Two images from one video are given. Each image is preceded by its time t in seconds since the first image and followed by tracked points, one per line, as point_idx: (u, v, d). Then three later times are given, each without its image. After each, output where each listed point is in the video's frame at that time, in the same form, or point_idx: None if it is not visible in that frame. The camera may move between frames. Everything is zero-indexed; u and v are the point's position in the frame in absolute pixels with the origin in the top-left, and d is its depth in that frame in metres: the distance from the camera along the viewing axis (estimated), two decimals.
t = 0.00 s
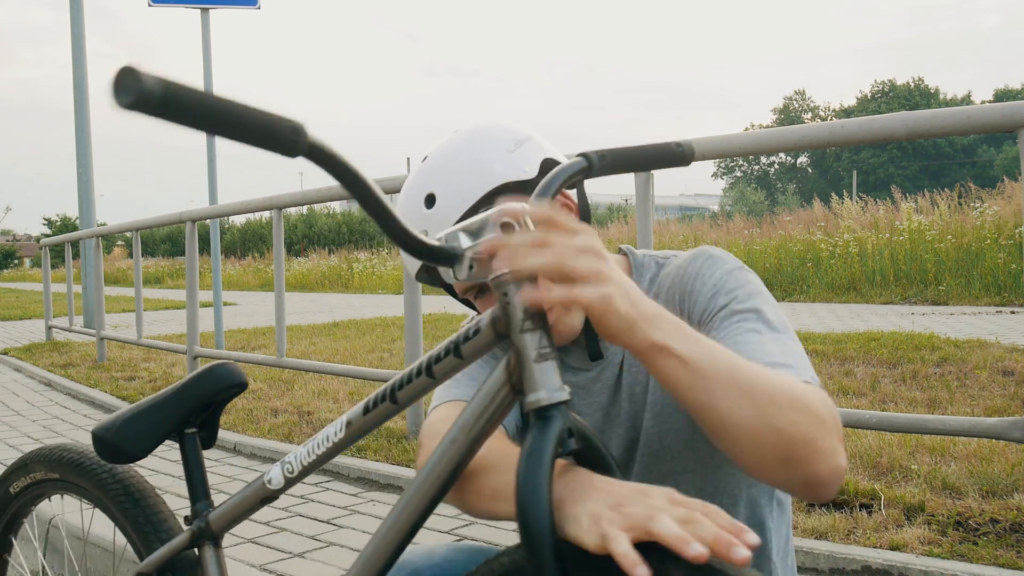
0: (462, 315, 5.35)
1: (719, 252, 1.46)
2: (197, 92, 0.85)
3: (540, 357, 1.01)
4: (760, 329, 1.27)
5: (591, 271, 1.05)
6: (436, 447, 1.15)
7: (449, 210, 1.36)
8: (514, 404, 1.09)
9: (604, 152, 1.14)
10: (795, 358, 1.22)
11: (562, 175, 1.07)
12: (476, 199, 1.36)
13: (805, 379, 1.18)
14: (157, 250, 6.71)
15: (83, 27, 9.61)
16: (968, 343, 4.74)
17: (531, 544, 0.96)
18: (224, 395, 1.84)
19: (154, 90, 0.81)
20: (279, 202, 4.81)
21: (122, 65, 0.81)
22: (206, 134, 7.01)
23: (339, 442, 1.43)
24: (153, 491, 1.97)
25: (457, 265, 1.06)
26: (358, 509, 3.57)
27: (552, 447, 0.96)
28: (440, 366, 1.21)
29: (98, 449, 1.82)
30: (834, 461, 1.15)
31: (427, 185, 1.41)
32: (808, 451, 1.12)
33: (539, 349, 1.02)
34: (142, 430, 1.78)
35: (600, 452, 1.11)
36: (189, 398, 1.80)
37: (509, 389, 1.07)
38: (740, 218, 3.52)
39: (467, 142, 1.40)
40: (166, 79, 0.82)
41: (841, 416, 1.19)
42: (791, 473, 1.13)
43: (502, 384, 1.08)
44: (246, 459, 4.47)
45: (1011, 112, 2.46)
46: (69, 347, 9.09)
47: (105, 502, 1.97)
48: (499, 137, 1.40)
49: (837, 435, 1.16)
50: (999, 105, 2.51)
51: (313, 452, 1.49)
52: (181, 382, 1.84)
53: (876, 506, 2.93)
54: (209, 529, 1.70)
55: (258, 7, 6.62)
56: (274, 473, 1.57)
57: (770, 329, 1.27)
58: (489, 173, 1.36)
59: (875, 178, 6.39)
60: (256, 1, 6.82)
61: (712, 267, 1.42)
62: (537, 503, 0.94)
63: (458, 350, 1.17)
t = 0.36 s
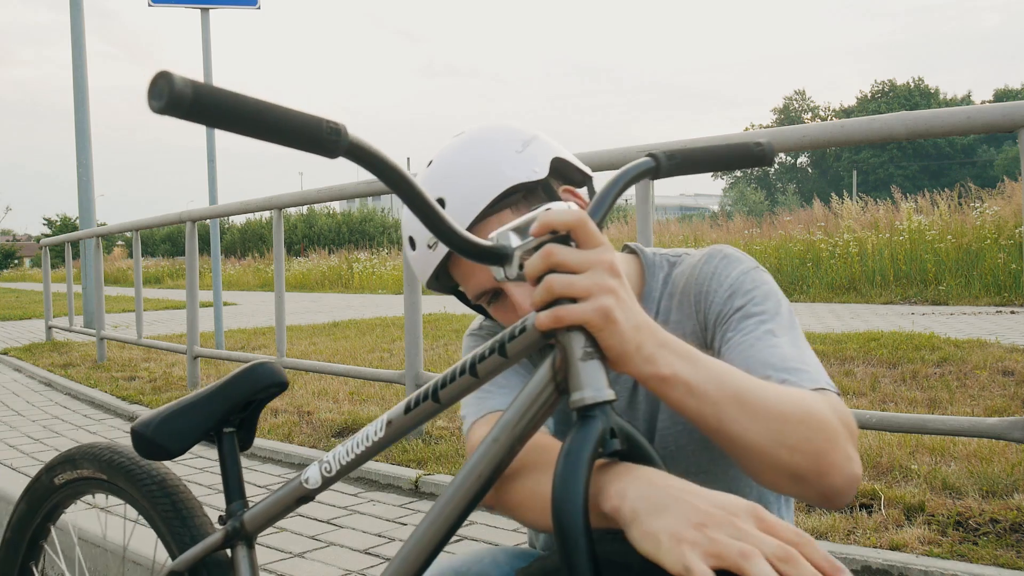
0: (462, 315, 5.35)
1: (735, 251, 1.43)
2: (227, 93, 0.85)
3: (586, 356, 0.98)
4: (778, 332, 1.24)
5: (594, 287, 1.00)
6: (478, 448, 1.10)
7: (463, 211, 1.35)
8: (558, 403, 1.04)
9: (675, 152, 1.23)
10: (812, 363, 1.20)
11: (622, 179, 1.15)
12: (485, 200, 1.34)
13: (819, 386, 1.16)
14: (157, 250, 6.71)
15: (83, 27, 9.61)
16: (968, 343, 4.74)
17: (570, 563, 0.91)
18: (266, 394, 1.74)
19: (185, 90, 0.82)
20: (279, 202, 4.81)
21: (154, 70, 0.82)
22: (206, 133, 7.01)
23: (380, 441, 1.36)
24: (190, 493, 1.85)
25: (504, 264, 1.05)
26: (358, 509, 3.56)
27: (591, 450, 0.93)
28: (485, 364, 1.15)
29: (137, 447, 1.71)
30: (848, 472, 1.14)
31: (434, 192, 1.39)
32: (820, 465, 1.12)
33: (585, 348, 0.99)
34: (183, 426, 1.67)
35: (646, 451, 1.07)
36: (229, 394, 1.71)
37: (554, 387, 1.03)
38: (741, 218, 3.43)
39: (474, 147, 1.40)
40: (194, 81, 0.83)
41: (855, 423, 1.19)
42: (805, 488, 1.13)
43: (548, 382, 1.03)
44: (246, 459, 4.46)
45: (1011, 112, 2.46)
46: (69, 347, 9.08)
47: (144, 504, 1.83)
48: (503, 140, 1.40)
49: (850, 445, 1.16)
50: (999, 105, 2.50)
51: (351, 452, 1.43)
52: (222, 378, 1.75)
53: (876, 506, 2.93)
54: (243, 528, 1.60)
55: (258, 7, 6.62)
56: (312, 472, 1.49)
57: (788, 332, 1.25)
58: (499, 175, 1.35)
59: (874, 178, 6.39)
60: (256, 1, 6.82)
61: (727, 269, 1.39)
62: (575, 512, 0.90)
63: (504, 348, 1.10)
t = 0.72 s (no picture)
0: (462, 315, 5.35)
1: (792, 263, 1.38)
2: (283, 84, 0.83)
3: (650, 359, 0.92)
4: (838, 353, 1.20)
5: (659, 289, 0.96)
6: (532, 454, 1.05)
7: (530, 183, 1.19)
8: (619, 409, 0.98)
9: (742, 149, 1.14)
10: (873, 388, 1.16)
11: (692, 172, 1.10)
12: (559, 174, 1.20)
13: (881, 412, 1.12)
14: (156, 250, 6.71)
15: (82, 27, 9.61)
16: (967, 343, 4.74)
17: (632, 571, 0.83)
18: (307, 397, 1.73)
19: (237, 80, 0.81)
20: (279, 202, 4.80)
21: (210, 60, 0.81)
22: (206, 134, 7.00)
23: (430, 446, 1.30)
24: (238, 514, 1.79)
25: (564, 264, 1.01)
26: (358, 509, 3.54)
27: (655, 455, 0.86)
28: (541, 368, 1.08)
29: (174, 449, 1.71)
30: (906, 504, 1.10)
31: (500, 158, 1.24)
32: (878, 494, 1.07)
33: (649, 352, 0.92)
34: (221, 429, 1.66)
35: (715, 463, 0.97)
36: (270, 397, 1.69)
37: (616, 392, 0.97)
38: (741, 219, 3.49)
39: (544, 114, 1.25)
40: (249, 70, 0.81)
41: (916, 453, 1.14)
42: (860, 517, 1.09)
43: (609, 388, 0.97)
44: (247, 459, 4.45)
45: (1011, 112, 2.45)
46: (69, 347, 9.10)
47: (198, 534, 1.74)
48: (578, 112, 1.26)
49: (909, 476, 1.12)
50: (999, 104, 2.50)
51: (398, 458, 1.38)
52: (263, 380, 1.73)
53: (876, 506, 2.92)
54: (283, 536, 1.58)
55: (257, 7, 6.61)
56: (355, 478, 1.46)
57: (848, 356, 1.21)
58: (576, 148, 1.21)
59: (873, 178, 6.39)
60: (256, 1, 6.81)
61: (787, 280, 1.33)
62: (638, 523, 0.83)
63: (561, 351, 1.04)
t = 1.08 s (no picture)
0: (462, 315, 5.35)
1: (816, 267, 1.37)
2: (269, 89, 0.83)
3: (666, 364, 0.92)
4: (864, 369, 1.20)
5: (676, 294, 0.96)
6: (544, 460, 1.05)
7: (557, 172, 1.19)
8: (633, 415, 0.98)
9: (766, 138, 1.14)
10: (897, 407, 1.16)
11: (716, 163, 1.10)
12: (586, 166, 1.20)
13: (903, 436, 1.11)
14: (157, 250, 6.71)
15: (82, 27, 9.61)
16: (967, 343, 4.74)
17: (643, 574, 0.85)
18: (313, 401, 1.72)
19: (220, 88, 0.81)
20: (279, 202, 4.80)
21: (191, 71, 0.82)
22: (206, 134, 7.01)
23: (438, 452, 1.30)
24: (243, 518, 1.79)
25: (577, 265, 1.00)
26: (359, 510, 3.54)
27: (668, 465, 0.87)
28: (552, 372, 1.08)
29: (178, 453, 1.70)
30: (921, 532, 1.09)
31: (527, 148, 1.24)
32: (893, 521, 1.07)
33: (664, 357, 0.93)
34: (226, 433, 1.66)
35: (737, 471, 0.98)
36: (276, 401, 1.69)
37: (629, 398, 0.96)
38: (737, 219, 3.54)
39: (574, 105, 1.25)
40: (231, 77, 0.81)
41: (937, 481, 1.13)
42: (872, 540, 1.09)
43: (623, 394, 0.97)
44: (247, 459, 4.45)
45: (1010, 112, 2.45)
46: (69, 347, 9.10)
47: (211, 552, 1.73)
48: (609, 105, 1.26)
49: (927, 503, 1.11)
50: (998, 104, 2.50)
51: (406, 464, 1.39)
52: (268, 384, 1.73)
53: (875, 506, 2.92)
54: (290, 542, 1.58)
55: (257, 7, 6.61)
56: (362, 484, 1.46)
57: (873, 372, 1.21)
58: (605, 141, 1.21)
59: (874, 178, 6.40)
60: (256, 1, 6.82)
61: (812, 289, 1.32)
62: (650, 531, 0.85)
63: (572, 355, 1.04)
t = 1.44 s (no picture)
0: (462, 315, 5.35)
1: (827, 280, 1.37)
2: (236, 103, 0.84)
3: (673, 370, 0.91)
4: (872, 386, 1.21)
5: (682, 297, 0.95)
6: (549, 468, 1.05)
7: (574, 172, 1.19)
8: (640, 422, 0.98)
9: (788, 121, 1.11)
10: (906, 425, 1.17)
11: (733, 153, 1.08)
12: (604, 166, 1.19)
13: (912, 456, 1.12)
14: (157, 250, 6.71)
15: (82, 27, 9.60)
16: (967, 343, 4.74)
17: None
18: (312, 404, 1.72)
19: (184, 104, 0.82)
20: (279, 202, 4.80)
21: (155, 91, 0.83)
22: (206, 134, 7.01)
23: (438, 459, 1.31)
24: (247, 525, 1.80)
25: (582, 266, 1.01)
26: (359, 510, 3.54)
27: (671, 473, 0.86)
28: (555, 377, 1.08)
29: (177, 459, 1.70)
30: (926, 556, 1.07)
31: (544, 143, 1.23)
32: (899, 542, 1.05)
33: (671, 363, 0.91)
34: (225, 438, 1.66)
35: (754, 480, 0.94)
36: (275, 404, 1.68)
37: (635, 404, 0.97)
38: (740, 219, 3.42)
39: (595, 103, 1.25)
40: (196, 93, 0.83)
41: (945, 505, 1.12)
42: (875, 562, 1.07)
43: (629, 400, 0.97)
44: (247, 459, 4.45)
45: (1011, 112, 2.45)
46: (69, 347, 9.10)
47: (217, 564, 1.73)
48: (633, 107, 1.26)
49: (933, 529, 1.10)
50: (999, 104, 2.50)
51: (407, 470, 1.38)
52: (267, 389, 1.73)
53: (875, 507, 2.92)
54: (291, 548, 1.58)
55: (257, 7, 6.61)
56: (362, 491, 1.46)
57: (882, 388, 1.21)
58: (626, 142, 1.21)
59: (874, 177, 6.41)
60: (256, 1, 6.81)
61: (822, 303, 1.33)
62: (650, 540, 0.85)
63: (577, 360, 1.04)
